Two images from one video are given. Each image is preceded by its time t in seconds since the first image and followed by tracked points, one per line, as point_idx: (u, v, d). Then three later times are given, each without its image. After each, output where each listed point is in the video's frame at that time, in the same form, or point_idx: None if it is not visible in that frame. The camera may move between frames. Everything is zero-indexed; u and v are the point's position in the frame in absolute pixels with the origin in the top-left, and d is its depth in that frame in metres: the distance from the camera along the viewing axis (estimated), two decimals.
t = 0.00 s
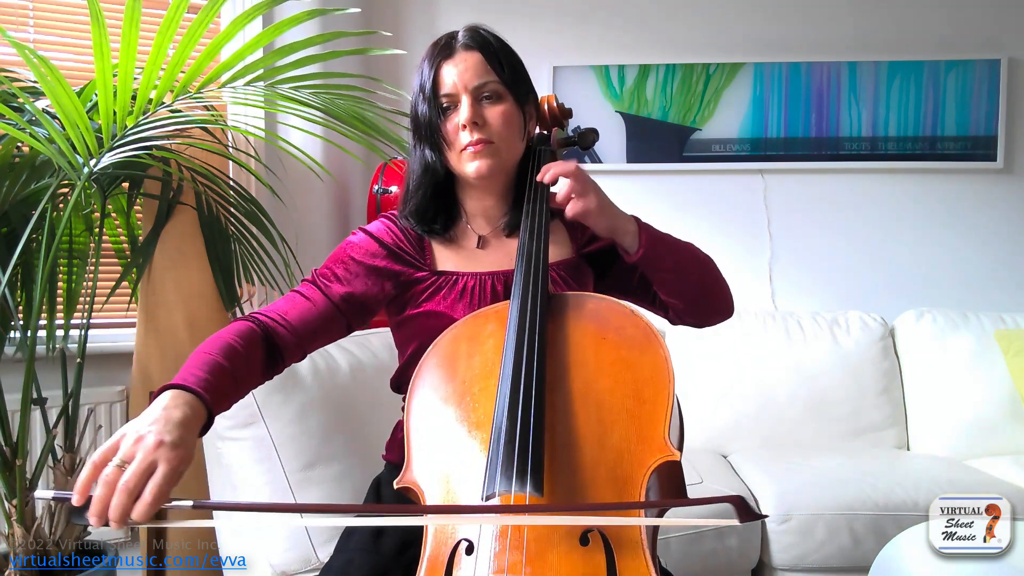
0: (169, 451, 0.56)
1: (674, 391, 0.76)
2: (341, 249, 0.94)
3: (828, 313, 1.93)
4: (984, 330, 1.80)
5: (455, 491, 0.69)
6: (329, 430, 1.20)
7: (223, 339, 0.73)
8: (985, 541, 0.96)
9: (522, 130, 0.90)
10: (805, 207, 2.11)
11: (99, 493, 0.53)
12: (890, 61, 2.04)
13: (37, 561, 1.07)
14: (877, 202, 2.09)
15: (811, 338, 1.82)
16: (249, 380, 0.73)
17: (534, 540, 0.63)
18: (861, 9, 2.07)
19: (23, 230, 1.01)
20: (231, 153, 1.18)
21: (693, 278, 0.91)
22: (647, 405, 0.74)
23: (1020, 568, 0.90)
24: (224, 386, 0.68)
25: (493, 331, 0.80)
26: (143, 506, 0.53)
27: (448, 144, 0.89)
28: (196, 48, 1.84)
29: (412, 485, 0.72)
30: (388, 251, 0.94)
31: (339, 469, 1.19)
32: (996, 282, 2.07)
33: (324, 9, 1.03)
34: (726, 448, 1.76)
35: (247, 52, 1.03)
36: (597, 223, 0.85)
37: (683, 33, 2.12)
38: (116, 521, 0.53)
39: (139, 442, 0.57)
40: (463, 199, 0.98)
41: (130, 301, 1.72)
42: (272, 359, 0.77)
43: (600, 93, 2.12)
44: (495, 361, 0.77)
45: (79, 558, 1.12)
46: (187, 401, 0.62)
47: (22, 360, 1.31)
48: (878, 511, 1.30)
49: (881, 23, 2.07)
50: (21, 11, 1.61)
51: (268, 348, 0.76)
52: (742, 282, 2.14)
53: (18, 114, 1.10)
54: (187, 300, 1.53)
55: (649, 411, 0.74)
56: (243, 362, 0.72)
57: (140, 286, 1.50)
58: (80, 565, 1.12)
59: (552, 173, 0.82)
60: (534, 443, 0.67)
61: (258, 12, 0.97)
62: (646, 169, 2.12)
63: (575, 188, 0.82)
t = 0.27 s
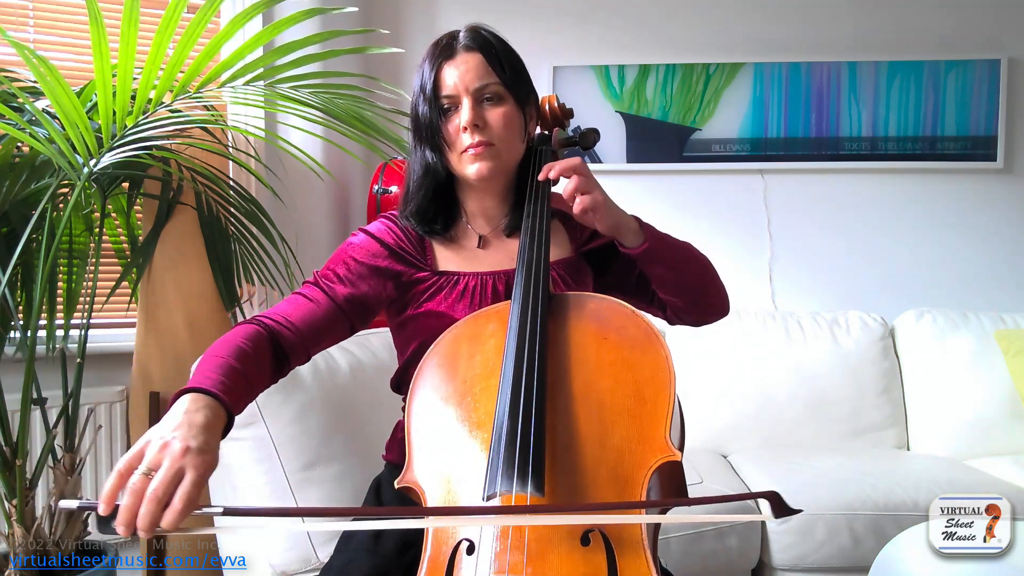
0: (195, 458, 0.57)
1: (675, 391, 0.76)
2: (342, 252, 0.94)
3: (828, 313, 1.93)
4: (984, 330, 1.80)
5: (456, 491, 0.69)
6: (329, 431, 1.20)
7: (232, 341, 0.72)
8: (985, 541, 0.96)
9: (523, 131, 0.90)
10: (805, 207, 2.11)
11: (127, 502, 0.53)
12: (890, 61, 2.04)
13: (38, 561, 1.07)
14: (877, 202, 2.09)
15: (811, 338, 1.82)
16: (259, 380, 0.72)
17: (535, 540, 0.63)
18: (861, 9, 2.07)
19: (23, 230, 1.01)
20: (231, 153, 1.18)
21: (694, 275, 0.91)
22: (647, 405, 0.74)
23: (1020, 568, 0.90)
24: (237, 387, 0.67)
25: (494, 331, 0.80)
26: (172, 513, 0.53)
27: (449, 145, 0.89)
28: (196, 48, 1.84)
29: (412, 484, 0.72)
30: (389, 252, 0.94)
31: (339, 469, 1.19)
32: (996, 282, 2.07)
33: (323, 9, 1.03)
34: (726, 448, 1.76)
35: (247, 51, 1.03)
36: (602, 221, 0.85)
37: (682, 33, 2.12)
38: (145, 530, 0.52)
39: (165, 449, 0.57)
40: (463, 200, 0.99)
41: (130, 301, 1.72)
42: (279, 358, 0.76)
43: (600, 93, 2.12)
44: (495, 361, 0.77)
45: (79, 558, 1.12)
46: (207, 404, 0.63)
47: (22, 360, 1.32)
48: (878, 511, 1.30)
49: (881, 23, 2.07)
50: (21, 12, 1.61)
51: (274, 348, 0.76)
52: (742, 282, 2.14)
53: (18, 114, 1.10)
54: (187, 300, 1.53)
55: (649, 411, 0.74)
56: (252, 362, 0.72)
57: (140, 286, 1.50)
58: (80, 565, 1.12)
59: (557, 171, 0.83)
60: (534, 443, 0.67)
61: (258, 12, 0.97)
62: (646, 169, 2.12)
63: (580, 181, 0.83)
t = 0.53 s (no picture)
0: (221, 459, 0.57)
1: (675, 392, 0.76)
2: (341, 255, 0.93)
3: (828, 313, 1.93)
4: (984, 330, 1.80)
5: (456, 491, 0.69)
6: (329, 431, 1.20)
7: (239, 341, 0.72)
8: (985, 541, 0.96)
9: (524, 131, 0.90)
10: (805, 206, 2.11)
11: (154, 504, 0.53)
12: (890, 61, 2.04)
13: (38, 561, 1.07)
14: (877, 202, 2.09)
15: (811, 338, 1.82)
16: (268, 376, 0.71)
17: (535, 540, 0.63)
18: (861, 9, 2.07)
19: (23, 230, 1.01)
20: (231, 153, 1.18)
21: (688, 284, 0.91)
22: (647, 405, 0.74)
23: (1020, 568, 0.90)
24: (250, 383, 0.67)
25: (494, 331, 0.80)
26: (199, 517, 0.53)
27: (450, 145, 0.89)
28: (196, 48, 1.84)
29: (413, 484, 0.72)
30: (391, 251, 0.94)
31: (339, 469, 1.19)
32: (996, 282, 2.07)
33: (323, 9, 1.03)
34: (726, 448, 1.76)
35: (247, 51, 1.03)
36: (601, 226, 0.85)
37: (682, 33, 2.12)
38: (172, 531, 0.52)
39: (191, 450, 0.57)
40: (464, 200, 0.98)
41: (130, 301, 1.72)
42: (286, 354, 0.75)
43: (600, 93, 2.12)
44: (495, 361, 0.77)
45: (79, 558, 1.13)
46: (228, 401, 0.63)
47: (22, 360, 1.32)
48: (878, 511, 1.30)
49: (880, 23, 2.07)
50: (21, 12, 1.61)
51: (280, 345, 0.75)
52: (742, 282, 2.14)
53: (18, 114, 1.10)
54: (187, 300, 1.53)
55: (649, 411, 0.74)
56: (262, 359, 0.71)
57: (140, 286, 1.50)
58: (80, 565, 1.12)
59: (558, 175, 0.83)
60: (534, 442, 0.67)
61: (258, 11, 0.97)
62: (646, 169, 2.12)
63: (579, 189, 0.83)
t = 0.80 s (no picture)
0: (251, 459, 0.56)
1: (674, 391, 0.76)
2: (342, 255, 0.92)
3: (828, 313, 1.93)
4: (984, 330, 1.80)
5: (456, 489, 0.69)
6: (329, 431, 1.20)
7: (250, 344, 0.70)
8: (985, 541, 0.96)
9: (524, 131, 0.90)
10: (806, 206, 2.11)
11: (184, 505, 0.52)
12: (890, 61, 2.04)
13: (38, 561, 1.07)
14: (877, 202, 2.09)
15: (812, 338, 1.82)
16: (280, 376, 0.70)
17: (534, 540, 0.63)
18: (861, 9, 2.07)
19: (23, 230, 1.01)
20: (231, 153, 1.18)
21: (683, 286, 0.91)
22: (646, 404, 0.74)
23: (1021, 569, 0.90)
24: (266, 384, 0.66)
25: (493, 331, 0.80)
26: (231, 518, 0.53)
27: (451, 145, 0.89)
28: (196, 48, 1.84)
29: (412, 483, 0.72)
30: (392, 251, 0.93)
31: (339, 469, 1.19)
32: (997, 282, 2.07)
33: (323, 9, 1.03)
34: (726, 448, 1.76)
35: (247, 51, 1.03)
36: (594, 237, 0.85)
37: (683, 33, 2.12)
38: (204, 532, 0.52)
39: (220, 450, 0.56)
40: (464, 200, 0.98)
41: (130, 301, 1.72)
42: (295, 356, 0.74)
43: (601, 93, 2.12)
44: (495, 361, 0.77)
45: (79, 558, 1.13)
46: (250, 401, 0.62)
47: (22, 360, 1.32)
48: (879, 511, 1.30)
49: (881, 23, 2.07)
50: (21, 12, 1.61)
51: (288, 346, 0.74)
52: (742, 282, 2.14)
53: (18, 114, 1.10)
54: (187, 300, 1.53)
55: (649, 411, 0.74)
56: (273, 361, 0.70)
57: (140, 286, 1.50)
58: (80, 565, 1.12)
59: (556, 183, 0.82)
60: (533, 442, 0.67)
61: (258, 12, 0.97)
62: (646, 169, 2.12)
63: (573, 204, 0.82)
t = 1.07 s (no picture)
0: (294, 457, 0.56)
1: (675, 392, 0.76)
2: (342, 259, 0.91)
3: (827, 313, 1.93)
4: (984, 330, 1.80)
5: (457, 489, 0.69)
6: (328, 432, 1.21)
7: (264, 353, 0.70)
8: (986, 541, 0.94)
9: (523, 132, 0.91)
10: (806, 206, 2.11)
11: (227, 504, 0.51)
12: (890, 61, 2.04)
13: (37, 561, 1.07)
14: (877, 202, 2.09)
15: (812, 338, 1.82)
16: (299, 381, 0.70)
17: (535, 540, 0.63)
18: (861, 9, 2.07)
19: (23, 230, 1.01)
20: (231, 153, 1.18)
21: (683, 271, 0.90)
22: (647, 404, 0.74)
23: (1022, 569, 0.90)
24: (289, 382, 0.67)
25: (494, 331, 0.80)
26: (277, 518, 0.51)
27: (450, 147, 0.89)
28: (197, 47, 1.84)
29: (412, 484, 0.71)
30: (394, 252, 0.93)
31: (339, 469, 1.19)
32: (997, 282, 2.07)
33: (324, 9, 1.03)
34: (726, 448, 1.76)
35: (247, 52, 1.03)
36: (597, 229, 0.85)
37: (683, 33, 2.12)
38: (249, 531, 0.50)
39: (262, 450, 0.56)
40: (463, 201, 0.98)
41: (130, 301, 1.72)
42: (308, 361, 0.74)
43: (601, 93, 2.12)
44: (495, 361, 0.77)
45: (79, 558, 1.13)
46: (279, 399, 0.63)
47: (22, 360, 1.32)
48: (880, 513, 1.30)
49: (881, 23, 2.07)
50: (21, 11, 1.61)
51: (299, 352, 0.74)
52: (742, 282, 2.14)
53: (18, 114, 1.10)
54: (187, 300, 1.53)
55: (649, 411, 0.74)
56: (289, 366, 0.70)
57: (140, 286, 1.50)
58: (80, 565, 1.12)
59: (555, 178, 0.83)
60: (534, 442, 0.67)
61: (258, 12, 0.97)
62: (646, 169, 2.12)
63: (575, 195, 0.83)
